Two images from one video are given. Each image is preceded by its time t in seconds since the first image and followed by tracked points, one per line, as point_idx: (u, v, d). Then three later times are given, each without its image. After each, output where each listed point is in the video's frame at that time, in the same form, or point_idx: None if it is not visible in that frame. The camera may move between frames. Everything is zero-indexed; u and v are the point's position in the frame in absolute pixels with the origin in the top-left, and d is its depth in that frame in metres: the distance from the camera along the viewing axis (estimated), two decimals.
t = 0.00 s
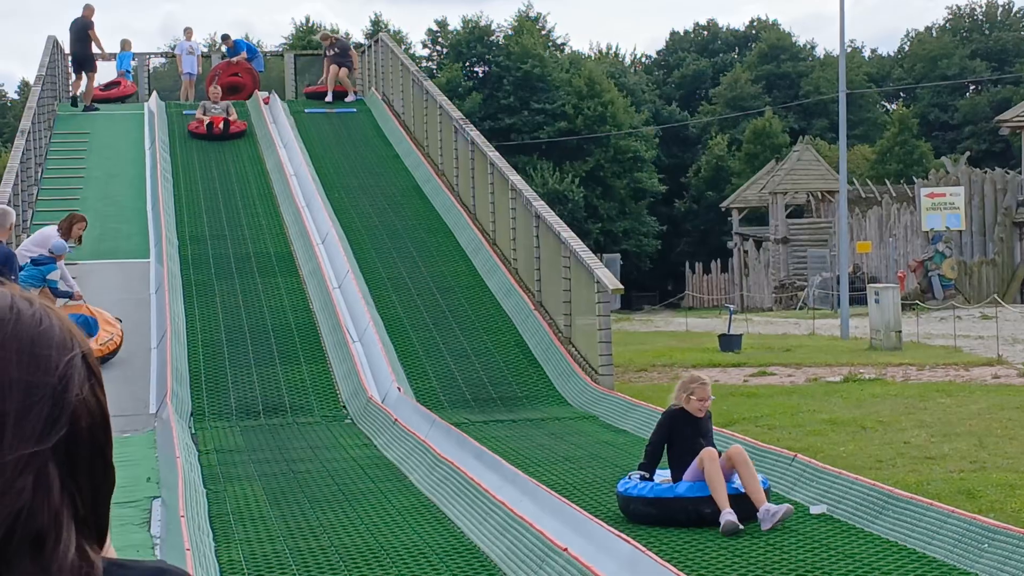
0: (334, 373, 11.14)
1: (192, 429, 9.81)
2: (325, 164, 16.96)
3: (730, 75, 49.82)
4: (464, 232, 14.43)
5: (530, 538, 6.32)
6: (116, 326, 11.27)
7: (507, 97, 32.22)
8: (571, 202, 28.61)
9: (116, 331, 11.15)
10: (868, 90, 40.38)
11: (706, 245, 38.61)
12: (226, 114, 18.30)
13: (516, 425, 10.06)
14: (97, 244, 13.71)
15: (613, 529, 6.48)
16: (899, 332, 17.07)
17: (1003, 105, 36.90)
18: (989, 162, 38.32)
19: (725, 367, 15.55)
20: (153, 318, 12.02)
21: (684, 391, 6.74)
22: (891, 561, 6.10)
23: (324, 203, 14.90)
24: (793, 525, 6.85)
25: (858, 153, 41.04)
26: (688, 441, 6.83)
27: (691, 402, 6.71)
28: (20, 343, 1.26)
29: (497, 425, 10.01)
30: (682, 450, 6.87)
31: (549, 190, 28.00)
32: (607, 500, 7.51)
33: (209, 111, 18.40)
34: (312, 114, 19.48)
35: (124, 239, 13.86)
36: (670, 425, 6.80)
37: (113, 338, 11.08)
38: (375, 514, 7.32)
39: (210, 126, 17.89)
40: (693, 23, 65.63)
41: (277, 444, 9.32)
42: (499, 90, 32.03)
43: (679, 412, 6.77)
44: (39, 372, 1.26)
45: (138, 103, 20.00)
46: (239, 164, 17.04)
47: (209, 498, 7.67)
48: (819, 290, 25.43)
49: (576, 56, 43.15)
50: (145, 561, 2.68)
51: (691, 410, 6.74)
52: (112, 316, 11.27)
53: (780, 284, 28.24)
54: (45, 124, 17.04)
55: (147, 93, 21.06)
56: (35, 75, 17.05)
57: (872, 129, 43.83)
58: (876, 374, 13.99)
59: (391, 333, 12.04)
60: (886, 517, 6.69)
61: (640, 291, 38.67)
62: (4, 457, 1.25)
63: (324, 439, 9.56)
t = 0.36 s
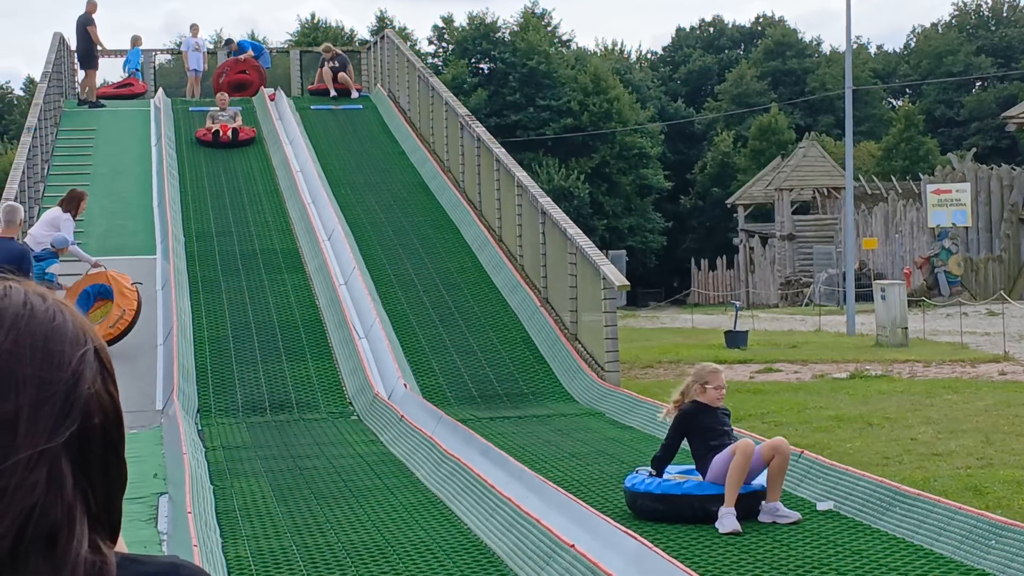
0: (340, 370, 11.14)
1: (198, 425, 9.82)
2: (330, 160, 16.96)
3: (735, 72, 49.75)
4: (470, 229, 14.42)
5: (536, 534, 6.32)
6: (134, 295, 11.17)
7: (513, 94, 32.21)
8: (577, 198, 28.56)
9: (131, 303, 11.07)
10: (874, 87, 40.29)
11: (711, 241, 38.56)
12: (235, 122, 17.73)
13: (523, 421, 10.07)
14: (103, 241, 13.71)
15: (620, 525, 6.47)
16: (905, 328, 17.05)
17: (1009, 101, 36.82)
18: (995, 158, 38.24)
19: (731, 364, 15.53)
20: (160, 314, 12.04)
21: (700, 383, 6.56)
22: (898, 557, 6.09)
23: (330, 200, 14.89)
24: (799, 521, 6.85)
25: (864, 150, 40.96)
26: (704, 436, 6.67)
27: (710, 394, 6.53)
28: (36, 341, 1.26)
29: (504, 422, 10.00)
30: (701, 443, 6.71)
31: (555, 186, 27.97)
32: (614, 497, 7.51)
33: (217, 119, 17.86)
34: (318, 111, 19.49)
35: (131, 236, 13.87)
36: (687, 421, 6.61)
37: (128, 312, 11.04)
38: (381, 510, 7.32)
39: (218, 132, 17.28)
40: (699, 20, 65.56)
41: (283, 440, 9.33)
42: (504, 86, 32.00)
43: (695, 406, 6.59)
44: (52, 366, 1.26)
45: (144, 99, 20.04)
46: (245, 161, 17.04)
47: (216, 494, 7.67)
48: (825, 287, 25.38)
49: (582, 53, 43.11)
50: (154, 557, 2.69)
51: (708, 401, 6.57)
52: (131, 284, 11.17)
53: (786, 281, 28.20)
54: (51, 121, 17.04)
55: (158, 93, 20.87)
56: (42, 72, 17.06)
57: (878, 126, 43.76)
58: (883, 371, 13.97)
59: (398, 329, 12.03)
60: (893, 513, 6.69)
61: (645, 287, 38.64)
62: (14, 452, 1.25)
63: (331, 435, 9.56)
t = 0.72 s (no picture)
0: (345, 357, 11.14)
1: (204, 413, 9.83)
2: (335, 148, 16.95)
3: (740, 59, 49.62)
4: (475, 216, 14.41)
5: (542, 521, 6.34)
6: (144, 261, 11.17)
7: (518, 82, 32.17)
8: (582, 186, 28.52)
9: (138, 269, 11.08)
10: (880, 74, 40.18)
11: (716, 229, 38.51)
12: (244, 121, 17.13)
13: (528, 409, 10.08)
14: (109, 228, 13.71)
15: (626, 512, 6.48)
16: (911, 316, 17.02)
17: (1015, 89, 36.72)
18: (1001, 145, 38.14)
19: (736, 351, 15.51)
20: (165, 301, 12.07)
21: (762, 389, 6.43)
22: (903, 544, 6.09)
23: (335, 188, 14.87)
24: (805, 508, 6.84)
25: (869, 137, 40.87)
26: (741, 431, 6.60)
27: (767, 405, 6.40)
28: (46, 326, 1.31)
29: (508, 410, 10.01)
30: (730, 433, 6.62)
31: (559, 174, 27.92)
32: (620, 484, 7.51)
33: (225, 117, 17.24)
34: (323, 98, 19.47)
35: (136, 224, 13.86)
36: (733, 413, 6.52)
37: (136, 279, 11.07)
38: (387, 497, 7.33)
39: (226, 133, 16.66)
40: (703, 8, 65.37)
41: (289, 427, 9.34)
42: (509, 73, 31.94)
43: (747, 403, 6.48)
44: (64, 355, 1.31)
45: (149, 87, 20.02)
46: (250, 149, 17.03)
47: (221, 481, 7.69)
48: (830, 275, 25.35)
49: (587, 41, 43.03)
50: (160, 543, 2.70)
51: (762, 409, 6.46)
52: (139, 251, 11.16)
53: (790, 269, 28.16)
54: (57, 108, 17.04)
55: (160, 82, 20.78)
56: (47, 59, 17.04)
57: (883, 113, 43.66)
58: (888, 359, 13.95)
59: (403, 317, 12.03)
60: (898, 501, 6.68)
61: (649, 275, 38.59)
62: (24, 437, 1.29)
63: (337, 423, 9.58)
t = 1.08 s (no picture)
0: (349, 353, 11.15)
1: (208, 409, 9.84)
2: (339, 144, 16.94)
3: (744, 55, 49.58)
4: (478, 212, 14.40)
5: (546, 517, 6.34)
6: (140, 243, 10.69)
7: (521, 77, 32.13)
8: (585, 181, 28.48)
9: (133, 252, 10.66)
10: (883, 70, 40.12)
11: (719, 225, 38.47)
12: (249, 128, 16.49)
13: (532, 404, 10.08)
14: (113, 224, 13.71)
15: (630, 508, 6.47)
16: (914, 312, 17.00)
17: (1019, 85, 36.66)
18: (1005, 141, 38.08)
19: (739, 347, 15.50)
20: (169, 297, 12.07)
21: (815, 393, 6.45)
22: (907, 540, 6.09)
23: (339, 183, 14.87)
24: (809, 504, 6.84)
25: (873, 133, 40.81)
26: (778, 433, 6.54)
27: (816, 408, 6.45)
28: (52, 320, 1.35)
29: (512, 405, 10.00)
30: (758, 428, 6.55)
31: (563, 169, 27.90)
32: (623, 480, 7.51)
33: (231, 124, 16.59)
34: (327, 94, 19.46)
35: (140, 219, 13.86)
36: (790, 420, 6.38)
37: (131, 259, 10.69)
38: (391, 493, 7.33)
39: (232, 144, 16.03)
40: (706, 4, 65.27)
41: (293, 423, 9.34)
42: (513, 69, 31.91)
43: (798, 406, 6.44)
44: (69, 350, 1.34)
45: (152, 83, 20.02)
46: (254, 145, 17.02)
47: (225, 476, 7.69)
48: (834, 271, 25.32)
49: (590, 37, 43.00)
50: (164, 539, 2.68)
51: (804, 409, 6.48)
52: (138, 232, 10.70)
53: (794, 264, 28.13)
54: (60, 105, 17.03)
55: (165, 79, 20.76)
56: (51, 56, 17.05)
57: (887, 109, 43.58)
58: (892, 355, 13.94)
59: (406, 313, 12.03)
60: (903, 496, 6.68)
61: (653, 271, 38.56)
62: (33, 433, 1.32)
63: (340, 418, 9.58)
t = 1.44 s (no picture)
0: (348, 349, 11.15)
1: (208, 405, 9.84)
2: (338, 140, 16.93)
3: (743, 52, 49.54)
4: (478, 208, 14.40)
5: (545, 513, 6.33)
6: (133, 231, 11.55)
7: (521, 74, 32.10)
8: (584, 178, 28.47)
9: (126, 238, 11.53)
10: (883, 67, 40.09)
11: (718, 221, 38.45)
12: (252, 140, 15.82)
13: (531, 400, 10.08)
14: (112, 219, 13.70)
15: (629, 505, 6.47)
16: (914, 309, 17.00)
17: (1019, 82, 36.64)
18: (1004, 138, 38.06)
19: (738, 344, 15.49)
20: (168, 294, 12.07)
21: (826, 349, 6.18)
22: (906, 536, 6.10)
23: (338, 179, 14.86)
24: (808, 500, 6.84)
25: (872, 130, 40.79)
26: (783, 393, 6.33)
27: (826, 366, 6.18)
28: (48, 312, 1.36)
29: (512, 401, 10.01)
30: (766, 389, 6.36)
31: (563, 166, 27.88)
32: (622, 476, 7.51)
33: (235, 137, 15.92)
34: (326, 90, 19.46)
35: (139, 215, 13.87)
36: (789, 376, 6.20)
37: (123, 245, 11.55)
38: (390, 489, 7.33)
39: (234, 154, 15.35)
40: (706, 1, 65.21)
41: (292, 419, 9.34)
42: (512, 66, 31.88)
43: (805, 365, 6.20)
44: (67, 343, 1.36)
45: (152, 79, 20.00)
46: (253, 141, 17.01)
47: (224, 472, 7.70)
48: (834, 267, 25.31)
49: (590, 33, 42.99)
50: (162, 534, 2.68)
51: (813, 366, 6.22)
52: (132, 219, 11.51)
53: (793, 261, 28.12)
54: (60, 101, 17.00)
55: (164, 75, 20.75)
56: (50, 52, 17.04)
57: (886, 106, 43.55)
58: (892, 351, 13.94)
59: (405, 309, 12.02)
60: (901, 492, 6.68)
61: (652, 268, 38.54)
62: (30, 425, 1.34)
63: (340, 414, 9.57)
